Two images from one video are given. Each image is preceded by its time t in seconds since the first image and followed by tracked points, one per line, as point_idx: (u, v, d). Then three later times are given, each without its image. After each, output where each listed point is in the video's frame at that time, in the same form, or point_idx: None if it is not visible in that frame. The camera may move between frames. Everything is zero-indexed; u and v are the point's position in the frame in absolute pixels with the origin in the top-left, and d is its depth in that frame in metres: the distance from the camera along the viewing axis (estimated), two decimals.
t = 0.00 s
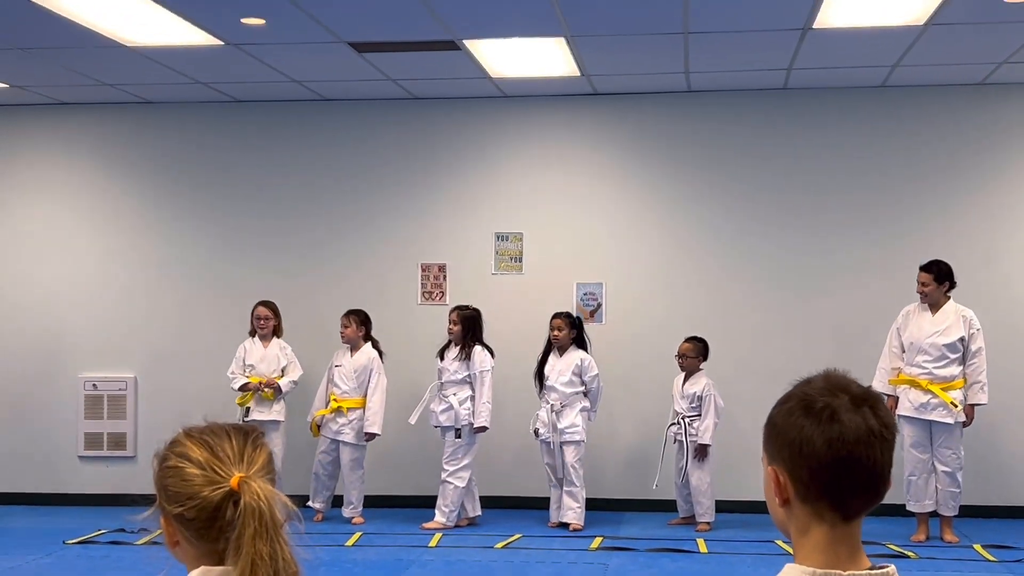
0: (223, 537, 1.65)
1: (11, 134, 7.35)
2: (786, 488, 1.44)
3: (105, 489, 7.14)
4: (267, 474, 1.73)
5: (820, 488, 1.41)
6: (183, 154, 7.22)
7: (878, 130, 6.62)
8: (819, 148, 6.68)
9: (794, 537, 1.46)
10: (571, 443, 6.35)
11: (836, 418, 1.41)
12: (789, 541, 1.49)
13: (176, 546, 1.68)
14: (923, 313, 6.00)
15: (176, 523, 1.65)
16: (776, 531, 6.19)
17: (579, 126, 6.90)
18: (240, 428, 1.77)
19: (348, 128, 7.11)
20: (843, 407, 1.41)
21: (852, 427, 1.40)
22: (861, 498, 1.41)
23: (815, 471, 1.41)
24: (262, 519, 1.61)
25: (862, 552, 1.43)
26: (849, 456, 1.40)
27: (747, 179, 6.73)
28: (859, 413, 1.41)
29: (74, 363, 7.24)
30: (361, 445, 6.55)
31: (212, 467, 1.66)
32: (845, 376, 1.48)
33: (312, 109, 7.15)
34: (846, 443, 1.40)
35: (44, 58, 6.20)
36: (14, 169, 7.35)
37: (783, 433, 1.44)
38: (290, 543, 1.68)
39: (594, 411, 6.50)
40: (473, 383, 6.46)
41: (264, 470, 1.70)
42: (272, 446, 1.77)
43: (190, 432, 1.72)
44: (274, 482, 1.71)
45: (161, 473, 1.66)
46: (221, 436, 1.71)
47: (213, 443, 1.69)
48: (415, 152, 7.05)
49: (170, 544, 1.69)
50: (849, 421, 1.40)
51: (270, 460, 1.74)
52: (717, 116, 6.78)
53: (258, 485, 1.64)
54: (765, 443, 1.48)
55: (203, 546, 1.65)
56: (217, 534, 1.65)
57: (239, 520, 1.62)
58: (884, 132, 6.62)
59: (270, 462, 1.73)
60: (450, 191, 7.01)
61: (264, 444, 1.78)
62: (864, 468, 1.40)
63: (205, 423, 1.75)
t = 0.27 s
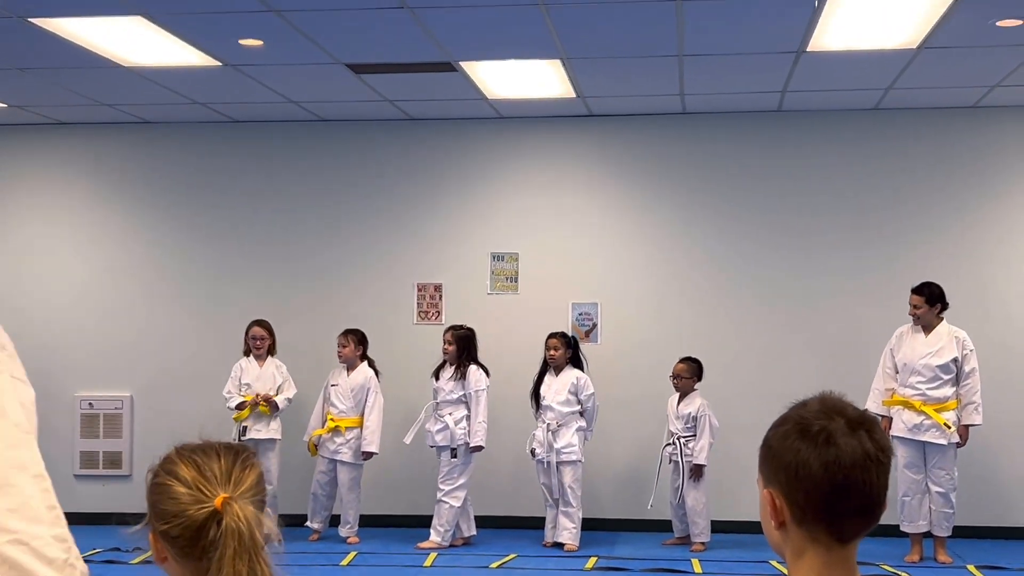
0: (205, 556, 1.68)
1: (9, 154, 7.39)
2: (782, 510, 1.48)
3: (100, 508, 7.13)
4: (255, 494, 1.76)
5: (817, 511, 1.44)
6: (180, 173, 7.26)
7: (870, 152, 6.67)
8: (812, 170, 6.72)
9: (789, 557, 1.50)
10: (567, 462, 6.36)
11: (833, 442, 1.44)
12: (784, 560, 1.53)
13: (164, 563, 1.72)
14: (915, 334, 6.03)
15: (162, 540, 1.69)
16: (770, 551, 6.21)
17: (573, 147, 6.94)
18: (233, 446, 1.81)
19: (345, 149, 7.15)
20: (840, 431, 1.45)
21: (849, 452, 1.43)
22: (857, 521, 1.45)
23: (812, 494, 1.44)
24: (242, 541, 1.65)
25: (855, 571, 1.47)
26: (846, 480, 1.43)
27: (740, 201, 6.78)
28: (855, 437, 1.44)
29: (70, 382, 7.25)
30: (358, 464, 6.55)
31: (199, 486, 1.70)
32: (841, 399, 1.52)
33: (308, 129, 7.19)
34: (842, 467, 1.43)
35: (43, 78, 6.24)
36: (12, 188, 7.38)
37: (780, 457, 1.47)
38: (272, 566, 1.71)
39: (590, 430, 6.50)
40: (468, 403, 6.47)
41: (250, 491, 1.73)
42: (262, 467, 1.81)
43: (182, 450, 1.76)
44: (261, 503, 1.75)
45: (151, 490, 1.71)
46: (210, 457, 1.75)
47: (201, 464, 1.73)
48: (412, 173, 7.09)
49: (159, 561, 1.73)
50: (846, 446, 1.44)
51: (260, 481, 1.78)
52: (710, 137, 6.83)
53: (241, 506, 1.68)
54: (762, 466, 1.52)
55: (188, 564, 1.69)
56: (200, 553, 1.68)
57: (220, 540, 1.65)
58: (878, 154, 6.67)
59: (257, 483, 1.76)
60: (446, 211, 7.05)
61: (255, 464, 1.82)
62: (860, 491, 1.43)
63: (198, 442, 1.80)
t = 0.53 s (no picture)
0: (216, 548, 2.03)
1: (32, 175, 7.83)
2: (759, 511, 1.64)
3: (116, 510, 7.54)
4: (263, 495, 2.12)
5: (792, 512, 1.59)
6: (193, 194, 7.69)
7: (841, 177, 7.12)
8: (786, 193, 7.16)
9: (765, 554, 1.66)
10: (557, 466, 6.77)
11: (808, 450, 1.59)
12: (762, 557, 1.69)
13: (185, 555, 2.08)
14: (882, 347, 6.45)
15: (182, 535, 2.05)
16: (746, 550, 6.61)
17: (563, 171, 7.38)
18: (244, 454, 2.17)
19: (348, 171, 7.59)
20: (814, 439, 1.60)
21: (822, 459, 1.59)
22: (829, 522, 1.60)
23: (788, 497, 1.59)
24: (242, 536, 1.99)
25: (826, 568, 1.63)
26: (819, 484, 1.58)
27: (720, 221, 7.22)
28: (828, 445, 1.60)
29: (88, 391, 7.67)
30: (363, 467, 6.97)
31: (212, 489, 2.05)
32: (815, 410, 1.68)
33: (314, 152, 7.63)
34: (816, 472, 1.58)
35: (67, 105, 6.66)
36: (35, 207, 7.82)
37: (759, 462, 1.62)
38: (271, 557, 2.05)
39: (578, 435, 6.92)
40: (464, 410, 6.89)
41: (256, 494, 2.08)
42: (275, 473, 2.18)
43: (201, 458, 2.12)
44: (267, 504, 2.10)
45: (174, 493, 2.07)
46: (223, 465, 2.10)
47: (215, 471, 2.09)
48: (411, 194, 7.52)
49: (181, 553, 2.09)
50: (820, 452, 1.59)
51: (266, 484, 2.13)
52: (692, 162, 7.27)
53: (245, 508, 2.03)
54: (741, 470, 1.68)
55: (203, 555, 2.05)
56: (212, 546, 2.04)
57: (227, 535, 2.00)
58: (848, 179, 7.11)
59: (265, 486, 2.12)
60: (443, 230, 7.48)
61: (266, 470, 2.18)
62: (831, 495, 1.59)
63: (216, 451, 2.16)
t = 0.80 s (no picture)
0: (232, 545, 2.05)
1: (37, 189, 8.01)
2: (746, 523, 1.59)
3: (118, 518, 7.68)
4: (281, 497, 2.14)
5: (780, 525, 1.55)
6: (194, 208, 7.87)
7: (827, 194, 7.30)
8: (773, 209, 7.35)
9: (750, 565, 1.62)
10: (549, 475, 6.92)
11: (796, 462, 1.55)
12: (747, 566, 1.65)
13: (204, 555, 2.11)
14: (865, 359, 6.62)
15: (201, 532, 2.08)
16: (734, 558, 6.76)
17: (556, 187, 7.57)
18: (266, 460, 2.21)
19: (346, 187, 7.77)
20: (802, 452, 1.55)
21: (811, 471, 1.54)
22: (815, 534, 1.56)
23: (775, 510, 1.55)
24: (259, 534, 2.01)
25: None
26: (808, 497, 1.54)
27: (708, 237, 7.40)
28: (816, 457, 1.55)
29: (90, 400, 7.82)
30: (358, 475, 7.12)
31: (233, 487, 2.09)
32: (801, 420, 1.63)
33: (312, 168, 7.82)
34: (805, 485, 1.54)
35: (72, 122, 6.85)
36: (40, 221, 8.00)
37: (747, 474, 1.57)
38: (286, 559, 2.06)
39: (569, 445, 7.07)
40: (457, 420, 7.06)
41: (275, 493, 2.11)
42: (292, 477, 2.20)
43: (223, 460, 2.17)
44: (284, 507, 2.12)
45: (196, 491, 2.11)
46: (245, 466, 2.14)
47: (237, 470, 2.13)
48: (407, 209, 7.70)
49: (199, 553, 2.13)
50: (808, 465, 1.54)
51: (284, 486, 2.16)
52: (681, 179, 7.46)
53: (262, 507, 2.05)
54: (729, 480, 1.62)
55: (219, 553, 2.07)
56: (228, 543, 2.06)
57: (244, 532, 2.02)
58: (833, 196, 7.30)
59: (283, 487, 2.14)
60: (439, 244, 7.66)
61: (285, 475, 2.20)
62: (820, 507, 1.55)
63: (239, 454, 2.21)
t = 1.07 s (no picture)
0: None
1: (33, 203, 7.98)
2: (752, 550, 1.50)
3: (111, 535, 7.61)
4: (277, 533, 1.87)
5: (788, 554, 1.46)
6: (189, 223, 7.84)
7: (824, 211, 7.28)
8: (770, 226, 7.32)
9: None
10: (544, 493, 6.85)
11: (805, 488, 1.46)
12: None
13: None
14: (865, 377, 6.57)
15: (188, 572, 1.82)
16: None
17: (552, 203, 7.55)
18: (259, 489, 1.92)
19: (342, 202, 7.73)
20: (811, 478, 1.47)
21: (821, 497, 1.45)
22: (823, 563, 1.48)
23: (783, 539, 1.46)
24: None
25: None
26: (817, 525, 1.45)
27: (705, 253, 7.37)
28: (826, 483, 1.46)
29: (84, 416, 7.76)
30: (351, 492, 7.06)
31: (223, 522, 1.82)
32: (809, 443, 1.54)
33: (308, 184, 7.79)
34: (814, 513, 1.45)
35: (68, 136, 6.82)
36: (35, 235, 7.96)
37: (755, 500, 1.48)
38: None
39: (564, 463, 7.01)
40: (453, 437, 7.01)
41: (269, 529, 1.84)
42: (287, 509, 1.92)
43: (212, 490, 1.88)
44: (280, 544, 1.84)
45: (184, 524, 1.84)
46: (237, 496, 1.86)
47: (227, 502, 1.85)
48: (403, 224, 7.67)
49: None
50: (818, 492, 1.45)
51: (279, 519, 1.88)
52: (677, 195, 7.43)
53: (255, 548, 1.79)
54: (734, 504, 1.53)
55: None
56: None
57: None
58: (831, 212, 7.27)
59: (278, 521, 1.87)
60: (435, 260, 7.62)
61: (279, 506, 1.92)
62: (829, 536, 1.46)
63: (229, 482, 1.92)
